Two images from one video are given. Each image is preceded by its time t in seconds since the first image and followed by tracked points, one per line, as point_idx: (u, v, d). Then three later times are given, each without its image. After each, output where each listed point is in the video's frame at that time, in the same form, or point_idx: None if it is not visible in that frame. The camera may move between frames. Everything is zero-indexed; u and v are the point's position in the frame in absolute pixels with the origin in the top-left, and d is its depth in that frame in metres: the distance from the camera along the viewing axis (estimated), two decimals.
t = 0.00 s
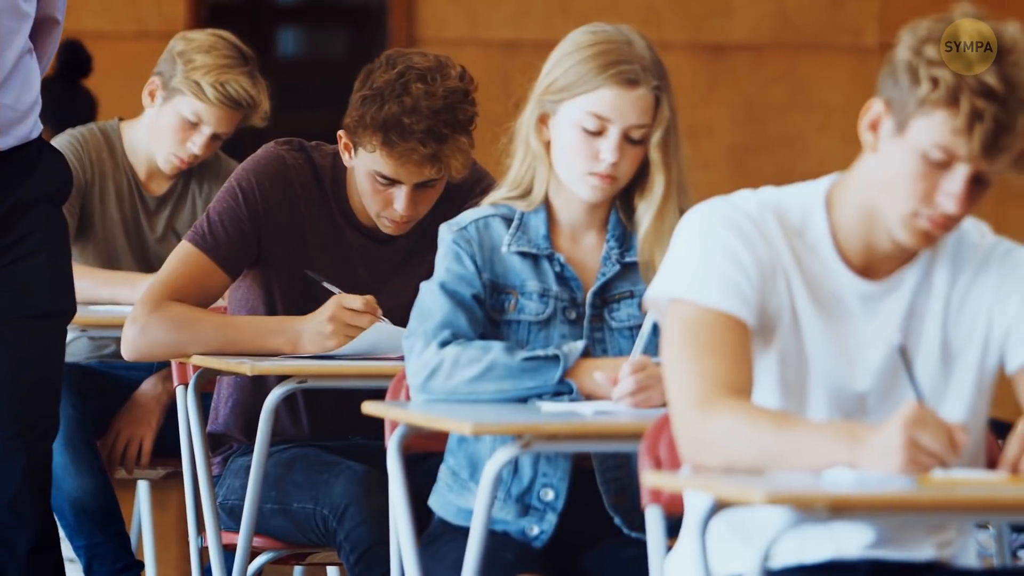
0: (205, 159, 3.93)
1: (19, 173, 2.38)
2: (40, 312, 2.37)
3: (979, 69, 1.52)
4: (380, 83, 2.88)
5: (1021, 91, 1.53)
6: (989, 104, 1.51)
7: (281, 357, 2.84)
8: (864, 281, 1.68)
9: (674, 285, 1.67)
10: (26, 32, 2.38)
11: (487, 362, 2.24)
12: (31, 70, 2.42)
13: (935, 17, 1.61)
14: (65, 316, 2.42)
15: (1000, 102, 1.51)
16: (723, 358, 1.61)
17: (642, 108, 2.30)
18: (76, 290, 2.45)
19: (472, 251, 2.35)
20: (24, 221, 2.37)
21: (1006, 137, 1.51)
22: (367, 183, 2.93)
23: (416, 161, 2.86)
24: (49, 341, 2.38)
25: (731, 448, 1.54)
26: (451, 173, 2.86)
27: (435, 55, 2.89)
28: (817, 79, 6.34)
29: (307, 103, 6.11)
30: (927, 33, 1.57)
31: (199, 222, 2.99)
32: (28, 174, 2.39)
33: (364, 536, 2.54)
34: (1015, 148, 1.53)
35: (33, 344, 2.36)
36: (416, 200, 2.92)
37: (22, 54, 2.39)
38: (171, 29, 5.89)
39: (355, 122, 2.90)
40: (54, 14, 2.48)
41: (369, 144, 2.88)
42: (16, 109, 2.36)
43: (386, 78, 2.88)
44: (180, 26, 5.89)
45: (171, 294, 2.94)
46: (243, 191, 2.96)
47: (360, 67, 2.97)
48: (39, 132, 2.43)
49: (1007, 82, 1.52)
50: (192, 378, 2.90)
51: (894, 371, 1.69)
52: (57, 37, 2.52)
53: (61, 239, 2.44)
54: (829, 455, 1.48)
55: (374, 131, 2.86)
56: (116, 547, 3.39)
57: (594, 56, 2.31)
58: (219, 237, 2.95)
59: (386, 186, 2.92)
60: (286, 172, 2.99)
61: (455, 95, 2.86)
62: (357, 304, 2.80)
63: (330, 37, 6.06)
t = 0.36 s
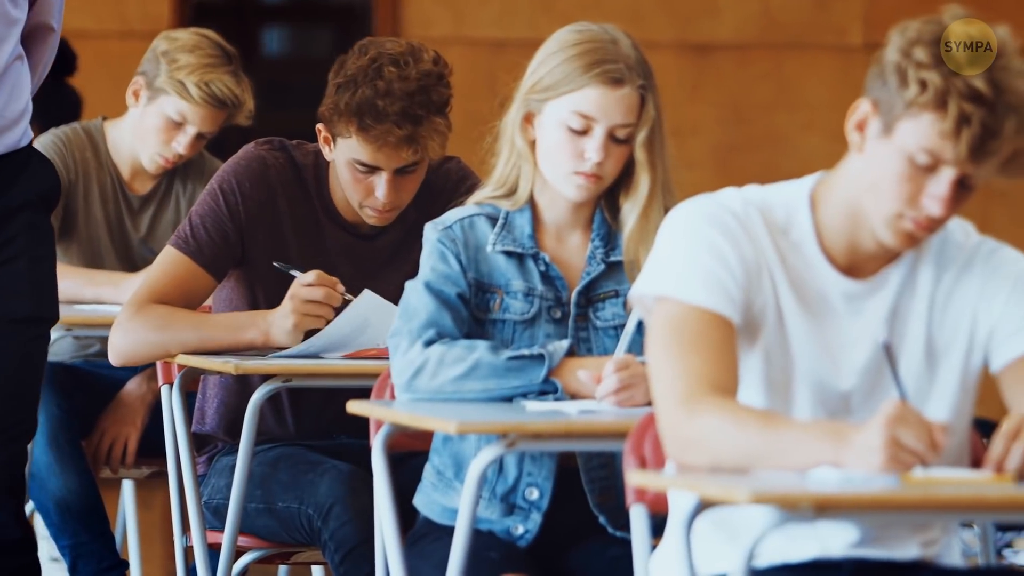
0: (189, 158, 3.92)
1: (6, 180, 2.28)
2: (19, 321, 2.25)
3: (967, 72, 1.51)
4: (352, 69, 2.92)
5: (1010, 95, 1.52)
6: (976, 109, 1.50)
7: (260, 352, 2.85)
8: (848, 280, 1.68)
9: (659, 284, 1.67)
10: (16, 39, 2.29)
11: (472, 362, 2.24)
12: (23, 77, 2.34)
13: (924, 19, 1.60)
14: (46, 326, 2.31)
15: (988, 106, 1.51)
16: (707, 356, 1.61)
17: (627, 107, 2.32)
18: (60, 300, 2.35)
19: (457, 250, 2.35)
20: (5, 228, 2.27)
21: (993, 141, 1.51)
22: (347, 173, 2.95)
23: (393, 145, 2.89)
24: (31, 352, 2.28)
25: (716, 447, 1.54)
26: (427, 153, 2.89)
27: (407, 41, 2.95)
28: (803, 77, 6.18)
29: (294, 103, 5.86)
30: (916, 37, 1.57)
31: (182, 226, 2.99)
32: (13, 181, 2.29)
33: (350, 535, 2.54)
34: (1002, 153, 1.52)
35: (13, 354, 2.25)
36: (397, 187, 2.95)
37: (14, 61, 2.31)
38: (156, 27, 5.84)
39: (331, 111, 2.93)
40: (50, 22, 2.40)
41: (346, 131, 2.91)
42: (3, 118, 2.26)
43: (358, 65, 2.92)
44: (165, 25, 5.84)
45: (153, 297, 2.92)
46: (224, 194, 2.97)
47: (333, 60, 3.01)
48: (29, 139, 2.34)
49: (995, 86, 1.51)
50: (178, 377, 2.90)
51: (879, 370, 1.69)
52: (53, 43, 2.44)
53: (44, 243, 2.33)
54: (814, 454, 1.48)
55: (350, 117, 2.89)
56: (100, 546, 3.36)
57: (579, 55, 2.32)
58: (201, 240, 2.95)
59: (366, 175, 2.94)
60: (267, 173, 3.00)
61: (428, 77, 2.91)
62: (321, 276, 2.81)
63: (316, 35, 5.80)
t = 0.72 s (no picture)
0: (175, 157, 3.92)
1: None
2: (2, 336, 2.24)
3: (955, 77, 1.51)
4: (323, 60, 2.95)
5: (999, 100, 1.52)
6: (965, 113, 1.50)
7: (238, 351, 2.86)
8: (834, 280, 1.69)
9: (645, 283, 1.67)
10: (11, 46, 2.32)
11: (459, 361, 2.23)
12: (18, 88, 2.34)
13: (915, 21, 1.60)
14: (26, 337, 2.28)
15: (977, 111, 1.51)
16: (693, 356, 1.61)
17: (613, 107, 2.33)
18: (45, 314, 2.32)
19: (443, 250, 2.35)
20: None
21: (981, 145, 1.51)
22: (326, 165, 2.97)
23: (368, 131, 2.91)
24: (9, 367, 2.25)
25: (702, 448, 1.55)
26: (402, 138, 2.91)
27: (378, 31, 2.99)
28: (790, 76, 6.05)
29: (280, 103, 5.82)
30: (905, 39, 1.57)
31: (167, 226, 3.00)
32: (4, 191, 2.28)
33: (336, 535, 2.54)
34: (989, 158, 1.52)
35: None
36: (375, 176, 2.96)
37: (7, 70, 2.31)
38: (140, 26, 5.77)
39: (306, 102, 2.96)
40: (50, 34, 2.43)
41: (321, 121, 2.92)
42: None
43: (329, 55, 2.95)
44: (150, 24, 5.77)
45: (140, 297, 2.92)
46: (209, 191, 2.99)
47: (309, 55, 3.05)
48: (22, 151, 2.34)
49: (984, 91, 1.51)
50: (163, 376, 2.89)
51: (865, 370, 1.70)
52: (55, 57, 2.47)
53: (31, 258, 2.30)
54: (801, 454, 1.49)
55: (323, 106, 2.91)
56: (86, 546, 3.34)
57: (565, 55, 2.33)
58: (187, 238, 2.96)
59: (346, 166, 2.96)
60: (251, 170, 3.02)
61: (400, 62, 2.93)
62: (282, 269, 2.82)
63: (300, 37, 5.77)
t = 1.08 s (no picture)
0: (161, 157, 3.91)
1: None
2: None
3: (942, 78, 1.52)
4: (295, 51, 2.97)
5: (984, 102, 1.52)
6: (951, 115, 1.51)
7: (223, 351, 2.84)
8: (819, 280, 1.69)
9: (630, 282, 1.67)
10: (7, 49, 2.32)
11: (444, 360, 2.23)
12: (16, 93, 2.36)
13: (902, 21, 1.60)
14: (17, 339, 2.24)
15: (963, 113, 1.51)
16: (678, 355, 1.61)
17: (599, 106, 2.33)
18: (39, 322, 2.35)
19: (428, 249, 2.35)
20: None
21: (968, 147, 1.51)
22: (306, 158, 2.97)
23: (343, 118, 2.90)
24: None
25: (687, 447, 1.55)
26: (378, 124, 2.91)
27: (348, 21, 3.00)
28: (775, 74, 6.03)
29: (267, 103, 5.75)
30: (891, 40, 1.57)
31: (151, 225, 3.00)
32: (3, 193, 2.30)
33: (321, 534, 2.54)
34: (975, 160, 1.52)
35: None
36: (354, 164, 2.97)
37: (5, 74, 2.34)
38: (125, 25, 5.74)
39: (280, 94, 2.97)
40: (52, 42, 2.45)
41: (296, 112, 2.94)
42: None
43: (300, 45, 2.97)
44: (135, 23, 5.74)
45: (126, 297, 2.92)
46: (193, 189, 2.99)
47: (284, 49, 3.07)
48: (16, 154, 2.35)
49: (971, 92, 1.51)
50: (149, 375, 2.88)
51: (850, 368, 1.70)
52: (57, 66, 2.48)
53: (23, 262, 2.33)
54: (786, 453, 1.49)
55: (297, 96, 2.92)
56: (72, 545, 3.33)
57: (550, 54, 2.34)
58: (171, 236, 2.96)
59: (324, 156, 2.96)
60: (234, 168, 3.02)
61: (371, 49, 2.95)
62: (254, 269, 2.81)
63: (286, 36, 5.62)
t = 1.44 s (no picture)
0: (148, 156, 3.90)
1: None
2: None
3: (927, 78, 1.52)
4: (268, 47, 2.99)
5: (970, 102, 1.53)
6: (937, 115, 1.51)
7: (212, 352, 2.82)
8: (805, 280, 1.69)
9: (615, 282, 1.68)
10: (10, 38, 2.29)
11: (429, 360, 2.23)
12: (18, 82, 2.33)
13: (888, 21, 1.61)
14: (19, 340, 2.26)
15: (949, 113, 1.51)
16: (664, 355, 1.62)
17: (584, 107, 2.34)
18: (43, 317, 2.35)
19: (414, 249, 2.35)
20: None
21: (953, 147, 1.51)
22: (286, 153, 2.96)
23: (318, 108, 2.90)
24: None
25: (673, 447, 1.55)
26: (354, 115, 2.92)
27: (320, 16, 3.03)
28: (760, 75, 6.03)
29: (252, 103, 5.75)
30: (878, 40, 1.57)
31: (136, 225, 2.99)
32: (6, 190, 2.28)
33: (307, 534, 2.54)
34: (962, 160, 1.53)
35: None
36: (333, 157, 2.96)
37: (7, 63, 2.31)
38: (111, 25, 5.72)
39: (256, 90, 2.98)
40: (60, 34, 2.42)
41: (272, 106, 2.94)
42: None
43: (273, 41, 2.99)
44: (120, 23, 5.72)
45: (112, 297, 2.91)
46: (177, 189, 2.98)
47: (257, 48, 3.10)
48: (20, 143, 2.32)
49: (956, 93, 1.52)
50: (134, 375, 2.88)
51: (835, 368, 1.70)
52: (64, 56, 2.46)
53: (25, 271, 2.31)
54: (772, 452, 1.49)
55: (271, 90, 2.93)
56: (57, 544, 3.33)
57: (535, 54, 2.35)
58: (156, 236, 2.95)
59: (303, 150, 2.95)
60: (217, 168, 3.02)
61: (343, 41, 2.97)
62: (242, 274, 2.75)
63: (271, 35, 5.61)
